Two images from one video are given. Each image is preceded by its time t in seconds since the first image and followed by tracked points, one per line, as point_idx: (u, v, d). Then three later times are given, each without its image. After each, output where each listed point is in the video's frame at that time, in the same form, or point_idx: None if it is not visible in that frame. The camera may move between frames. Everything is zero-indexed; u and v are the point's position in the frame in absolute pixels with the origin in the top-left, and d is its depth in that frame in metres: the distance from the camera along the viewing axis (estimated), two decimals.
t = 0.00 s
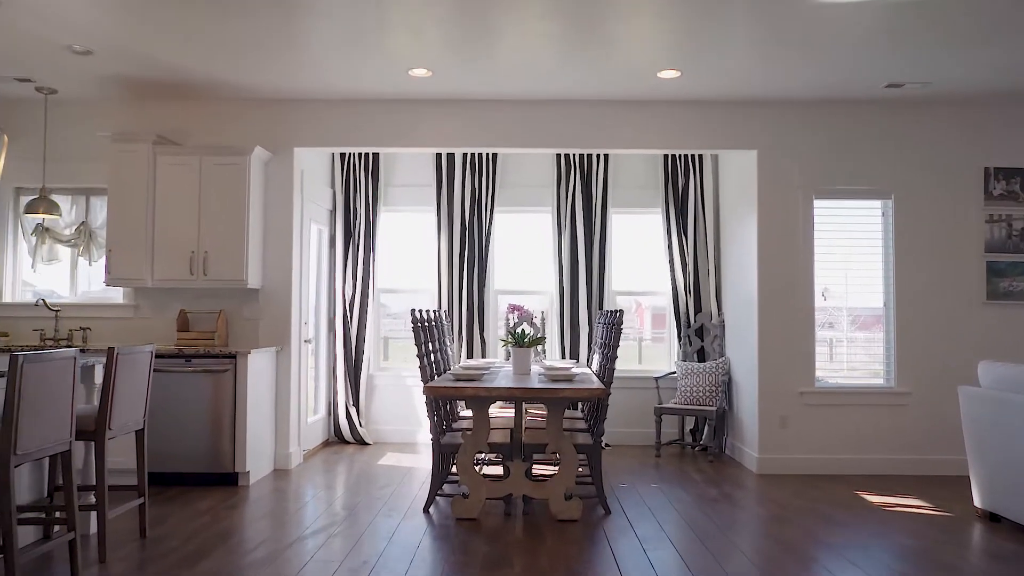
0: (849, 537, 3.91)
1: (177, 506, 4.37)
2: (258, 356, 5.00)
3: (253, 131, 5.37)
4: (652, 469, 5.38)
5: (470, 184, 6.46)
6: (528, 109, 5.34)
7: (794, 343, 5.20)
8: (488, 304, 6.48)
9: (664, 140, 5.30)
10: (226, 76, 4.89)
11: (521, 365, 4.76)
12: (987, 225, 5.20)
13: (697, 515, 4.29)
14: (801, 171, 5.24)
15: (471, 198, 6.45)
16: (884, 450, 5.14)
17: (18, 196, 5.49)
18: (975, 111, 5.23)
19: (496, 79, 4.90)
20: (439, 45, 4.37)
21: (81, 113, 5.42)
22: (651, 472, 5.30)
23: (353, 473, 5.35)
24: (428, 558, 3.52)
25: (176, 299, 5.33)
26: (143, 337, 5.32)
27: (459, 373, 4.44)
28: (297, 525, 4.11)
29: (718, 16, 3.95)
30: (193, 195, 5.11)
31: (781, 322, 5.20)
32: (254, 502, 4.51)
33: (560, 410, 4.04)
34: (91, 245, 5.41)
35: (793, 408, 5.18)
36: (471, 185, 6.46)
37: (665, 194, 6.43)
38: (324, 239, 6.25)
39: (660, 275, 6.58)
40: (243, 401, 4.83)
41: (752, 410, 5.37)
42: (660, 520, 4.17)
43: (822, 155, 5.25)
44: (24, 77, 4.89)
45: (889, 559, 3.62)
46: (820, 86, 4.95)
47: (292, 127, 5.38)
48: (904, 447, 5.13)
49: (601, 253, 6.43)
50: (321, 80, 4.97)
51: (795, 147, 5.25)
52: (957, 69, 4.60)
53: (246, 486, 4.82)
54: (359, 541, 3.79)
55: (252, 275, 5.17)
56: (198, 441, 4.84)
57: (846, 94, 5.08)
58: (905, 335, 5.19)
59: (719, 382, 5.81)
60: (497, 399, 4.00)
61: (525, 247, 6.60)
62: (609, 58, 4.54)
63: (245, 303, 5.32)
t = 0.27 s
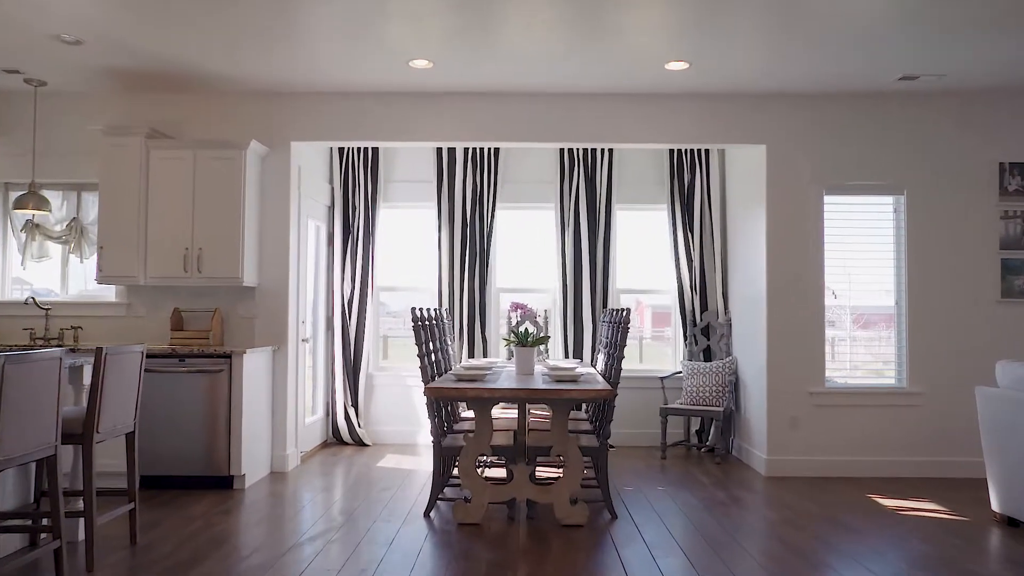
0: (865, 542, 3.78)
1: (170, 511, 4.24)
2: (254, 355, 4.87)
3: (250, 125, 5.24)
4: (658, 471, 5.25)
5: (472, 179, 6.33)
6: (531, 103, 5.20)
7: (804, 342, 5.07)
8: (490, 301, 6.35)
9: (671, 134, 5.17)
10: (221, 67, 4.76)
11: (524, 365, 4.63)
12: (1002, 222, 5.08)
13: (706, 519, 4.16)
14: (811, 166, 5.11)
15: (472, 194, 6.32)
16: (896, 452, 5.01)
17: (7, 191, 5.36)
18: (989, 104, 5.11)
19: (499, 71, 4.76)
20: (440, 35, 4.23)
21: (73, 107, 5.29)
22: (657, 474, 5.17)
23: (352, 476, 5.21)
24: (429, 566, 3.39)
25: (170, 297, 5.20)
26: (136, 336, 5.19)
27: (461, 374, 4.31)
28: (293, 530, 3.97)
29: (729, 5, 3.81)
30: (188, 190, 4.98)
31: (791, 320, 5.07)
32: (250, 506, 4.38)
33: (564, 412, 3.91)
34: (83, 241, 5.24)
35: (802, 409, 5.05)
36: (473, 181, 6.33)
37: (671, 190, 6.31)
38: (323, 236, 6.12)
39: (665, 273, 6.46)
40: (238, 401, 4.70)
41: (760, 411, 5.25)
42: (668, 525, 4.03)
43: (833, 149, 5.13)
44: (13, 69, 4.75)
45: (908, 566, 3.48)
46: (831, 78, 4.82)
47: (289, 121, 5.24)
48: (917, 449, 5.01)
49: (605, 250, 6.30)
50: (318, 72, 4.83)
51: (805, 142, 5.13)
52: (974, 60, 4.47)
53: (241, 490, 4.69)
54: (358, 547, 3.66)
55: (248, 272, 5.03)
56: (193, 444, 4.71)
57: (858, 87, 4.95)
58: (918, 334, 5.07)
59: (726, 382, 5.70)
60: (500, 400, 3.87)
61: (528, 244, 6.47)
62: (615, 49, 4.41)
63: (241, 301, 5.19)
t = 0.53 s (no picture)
0: (878, 549, 3.66)
1: (160, 517, 4.12)
2: (249, 356, 4.74)
3: (244, 120, 5.11)
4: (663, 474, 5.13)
5: (471, 176, 6.21)
6: (533, 97, 5.08)
7: (812, 342, 4.95)
8: (490, 300, 6.23)
9: (676, 129, 5.05)
10: (213, 61, 4.63)
11: (526, 366, 4.51)
12: (1014, 219, 4.96)
13: (714, 525, 4.04)
14: (819, 162, 4.99)
15: (472, 191, 6.20)
16: (907, 455, 4.90)
17: None
18: (1001, 99, 4.99)
19: (500, 64, 4.64)
20: (439, 27, 4.10)
21: (63, 102, 5.16)
22: (662, 477, 5.05)
23: (349, 479, 5.09)
24: None
25: (163, 296, 5.07)
26: (128, 337, 5.06)
27: (461, 375, 4.18)
28: (289, 537, 3.85)
29: None
30: (181, 187, 4.85)
31: (799, 320, 4.95)
32: (244, 512, 4.26)
33: (568, 415, 3.79)
34: (73, 240, 5.12)
35: (810, 411, 4.93)
36: (473, 178, 6.21)
37: (674, 187, 6.19)
38: (320, 234, 6.00)
39: (668, 272, 6.34)
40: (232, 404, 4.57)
41: (766, 413, 5.13)
42: (674, 531, 3.90)
43: (842, 145, 5.01)
44: None
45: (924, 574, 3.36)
46: (840, 72, 4.70)
47: (285, 116, 5.12)
48: (928, 451, 4.89)
49: (607, 248, 6.18)
50: (314, 65, 4.71)
51: (813, 137, 5.01)
52: (988, 52, 4.35)
53: (235, 495, 4.57)
54: (355, 555, 3.53)
55: (242, 271, 4.91)
56: (185, 447, 4.58)
57: (867, 80, 4.83)
58: (929, 334, 4.95)
59: (731, 383, 5.58)
60: (501, 403, 3.75)
61: (528, 242, 6.35)
62: (619, 42, 4.28)
63: (235, 301, 5.07)
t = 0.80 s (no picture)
0: (889, 558, 3.55)
1: (149, 525, 4.00)
2: (240, 358, 4.62)
3: (236, 116, 4.99)
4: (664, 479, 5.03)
5: (468, 174, 6.09)
6: (531, 93, 4.97)
7: (817, 344, 4.85)
8: (487, 300, 6.12)
9: (678, 125, 4.93)
10: (203, 55, 4.51)
11: (524, 369, 4.40)
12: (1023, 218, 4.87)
13: (718, 532, 3.93)
14: (824, 159, 4.89)
15: (468, 189, 6.08)
16: (913, 459, 4.80)
17: None
18: (1009, 95, 4.90)
19: (498, 59, 4.52)
20: (435, 21, 3.98)
21: (50, 98, 5.03)
22: (664, 482, 4.94)
23: (343, 484, 4.96)
24: None
25: (152, 297, 4.95)
26: (116, 339, 4.94)
27: (458, 379, 4.07)
28: (282, 545, 3.73)
29: None
30: (171, 185, 4.73)
31: (803, 321, 4.85)
32: (235, 519, 4.14)
33: (568, 420, 3.68)
34: (60, 239, 5.00)
35: (814, 414, 4.83)
36: (470, 175, 6.09)
37: (675, 185, 6.09)
38: (314, 233, 5.89)
39: (668, 272, 6.24)
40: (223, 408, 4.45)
41: (769, 416, 5.03)
42: (677, 538, 3.80)
43: (847, 142, 4.90)
44: None
45: None
46: (846, 67, 4.60)
47: (278, 112, 5.00)
48: (935, 455, 4.79)
49: (607, 248, 6.07)
50: (307, 60, 4.58)
51: (817, 134, 4.90)
52: (999, 47, 4.24)
53: (226, 501, 4.45)
54: (349, 565, 3.42)
55: (234, 272, 4.79)
56: (175, 452, 4.45)
57: (873, 76, 4.73)
58: (936, 335, 4.85)
59: (733, 386, 5.47)
60: (499, 408, 3.63)
61: (526, 241, 6.24)
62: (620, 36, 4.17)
63: (227, 302, 4.95)
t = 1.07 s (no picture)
0: (892, 568, 3.47)
1: (132, 534, 3.89)
2: (227, 362, 4.51)
3: (223, 114, 4.87)
4: (661, 484, 4.94)
5: (460, 172, 5.99)
6: (525, 91, 4.87)
7: (815, 346, 4.77)
8: (480, 301, 6.02)
9: (674, 124, 4.84)
10: (189, 51, 4.39)
11: (518, 373, 4.30)
12: None
13: (717, 540, 3.84)
14: (823, 159, 4.80)
15: (461, 188, 5.98)
16: (913, 464, 4.73)
17: None
18: (1010, 93, 4.82)
19: (492, 56, 4.42)
20: (427, 17, 3.87)
21: (33, 94, 4.91)
22: (660, 488, 4.86)
23: (332, 490, 4.85)
24: None
25: (138, 299, 4.83)
26: (100, 342, 4.82)
27: (450, 383, 3.97)
28: (270, 554, 3.63)
29: None
30: (156, 184, 4.61)
31: (802, 324, 4.77)
32: (222, 527, 4.03)
33: (564, 427, 3.58)
34: (44, 240, 4.90)
35: (813, 418, 4.75)
36: (462, 174, 6.00)
37: (670, 184, 6.00)
38: (304, 233, 5.78)
39: (664, 273, 6.15)
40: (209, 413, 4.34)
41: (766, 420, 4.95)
42: (675, 547, 3.71)
43: (847, 141, 4.82)
44: None
45: None
46: (847, 64, 4.51)
47: (265, 110, 4.88)
48: (935, 460, 4.72)
49: (601, 248, 5.98)
50: (296, 56, 4.46)
51: (817, 133, 4.82)
52: (1004, 44, 4.16)
53: (213, 509, 4.34)
54: None
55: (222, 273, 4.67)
56: (160, 459, 4.33)
57: (874, 73, 4.65)
58: (936, 337, 4.78)
59: (729, 389, 5.40)
60: (493, 414, 3.54)
61: (520, 241, 6.14)
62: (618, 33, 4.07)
63: (214, 304, 4.83)
